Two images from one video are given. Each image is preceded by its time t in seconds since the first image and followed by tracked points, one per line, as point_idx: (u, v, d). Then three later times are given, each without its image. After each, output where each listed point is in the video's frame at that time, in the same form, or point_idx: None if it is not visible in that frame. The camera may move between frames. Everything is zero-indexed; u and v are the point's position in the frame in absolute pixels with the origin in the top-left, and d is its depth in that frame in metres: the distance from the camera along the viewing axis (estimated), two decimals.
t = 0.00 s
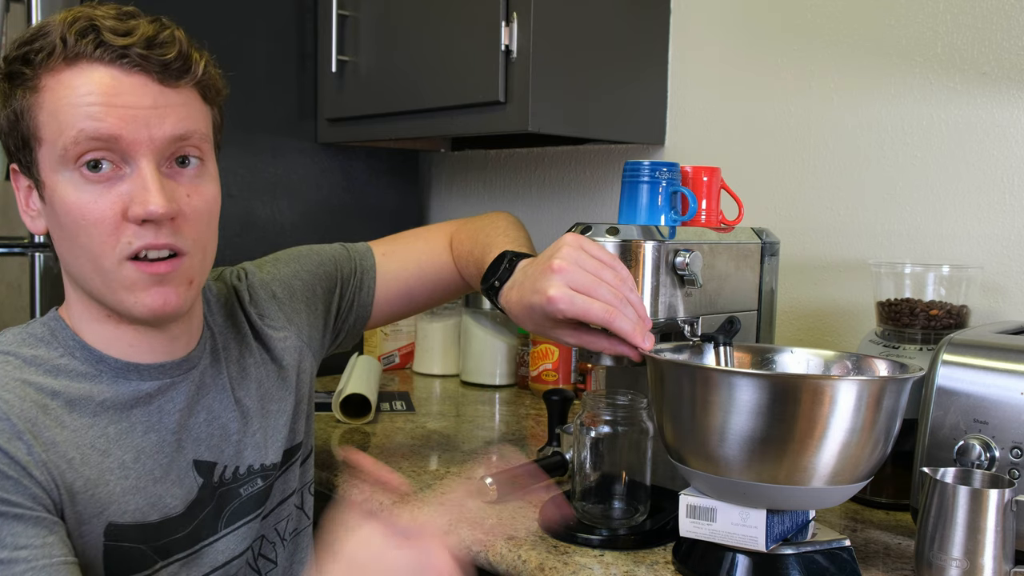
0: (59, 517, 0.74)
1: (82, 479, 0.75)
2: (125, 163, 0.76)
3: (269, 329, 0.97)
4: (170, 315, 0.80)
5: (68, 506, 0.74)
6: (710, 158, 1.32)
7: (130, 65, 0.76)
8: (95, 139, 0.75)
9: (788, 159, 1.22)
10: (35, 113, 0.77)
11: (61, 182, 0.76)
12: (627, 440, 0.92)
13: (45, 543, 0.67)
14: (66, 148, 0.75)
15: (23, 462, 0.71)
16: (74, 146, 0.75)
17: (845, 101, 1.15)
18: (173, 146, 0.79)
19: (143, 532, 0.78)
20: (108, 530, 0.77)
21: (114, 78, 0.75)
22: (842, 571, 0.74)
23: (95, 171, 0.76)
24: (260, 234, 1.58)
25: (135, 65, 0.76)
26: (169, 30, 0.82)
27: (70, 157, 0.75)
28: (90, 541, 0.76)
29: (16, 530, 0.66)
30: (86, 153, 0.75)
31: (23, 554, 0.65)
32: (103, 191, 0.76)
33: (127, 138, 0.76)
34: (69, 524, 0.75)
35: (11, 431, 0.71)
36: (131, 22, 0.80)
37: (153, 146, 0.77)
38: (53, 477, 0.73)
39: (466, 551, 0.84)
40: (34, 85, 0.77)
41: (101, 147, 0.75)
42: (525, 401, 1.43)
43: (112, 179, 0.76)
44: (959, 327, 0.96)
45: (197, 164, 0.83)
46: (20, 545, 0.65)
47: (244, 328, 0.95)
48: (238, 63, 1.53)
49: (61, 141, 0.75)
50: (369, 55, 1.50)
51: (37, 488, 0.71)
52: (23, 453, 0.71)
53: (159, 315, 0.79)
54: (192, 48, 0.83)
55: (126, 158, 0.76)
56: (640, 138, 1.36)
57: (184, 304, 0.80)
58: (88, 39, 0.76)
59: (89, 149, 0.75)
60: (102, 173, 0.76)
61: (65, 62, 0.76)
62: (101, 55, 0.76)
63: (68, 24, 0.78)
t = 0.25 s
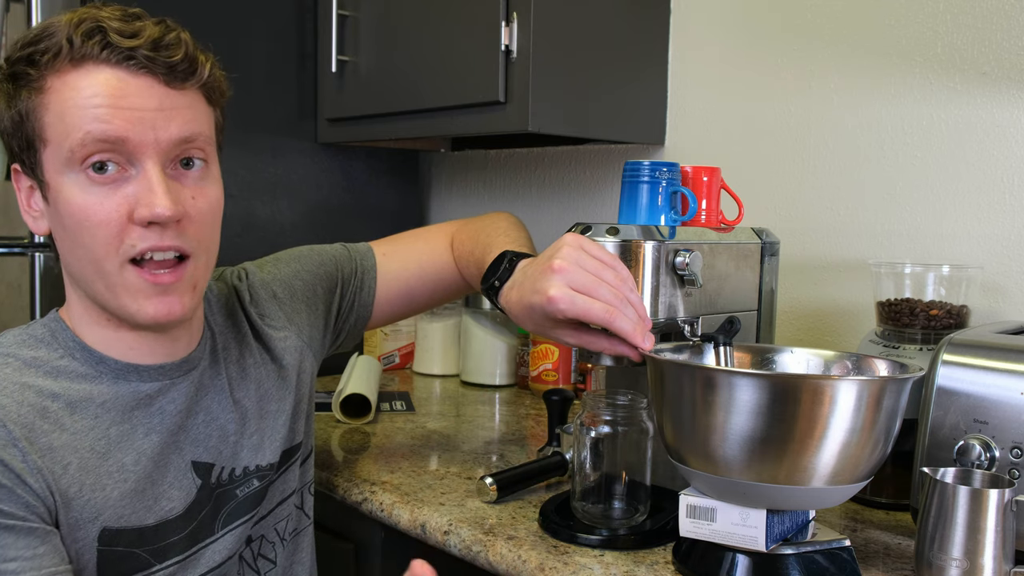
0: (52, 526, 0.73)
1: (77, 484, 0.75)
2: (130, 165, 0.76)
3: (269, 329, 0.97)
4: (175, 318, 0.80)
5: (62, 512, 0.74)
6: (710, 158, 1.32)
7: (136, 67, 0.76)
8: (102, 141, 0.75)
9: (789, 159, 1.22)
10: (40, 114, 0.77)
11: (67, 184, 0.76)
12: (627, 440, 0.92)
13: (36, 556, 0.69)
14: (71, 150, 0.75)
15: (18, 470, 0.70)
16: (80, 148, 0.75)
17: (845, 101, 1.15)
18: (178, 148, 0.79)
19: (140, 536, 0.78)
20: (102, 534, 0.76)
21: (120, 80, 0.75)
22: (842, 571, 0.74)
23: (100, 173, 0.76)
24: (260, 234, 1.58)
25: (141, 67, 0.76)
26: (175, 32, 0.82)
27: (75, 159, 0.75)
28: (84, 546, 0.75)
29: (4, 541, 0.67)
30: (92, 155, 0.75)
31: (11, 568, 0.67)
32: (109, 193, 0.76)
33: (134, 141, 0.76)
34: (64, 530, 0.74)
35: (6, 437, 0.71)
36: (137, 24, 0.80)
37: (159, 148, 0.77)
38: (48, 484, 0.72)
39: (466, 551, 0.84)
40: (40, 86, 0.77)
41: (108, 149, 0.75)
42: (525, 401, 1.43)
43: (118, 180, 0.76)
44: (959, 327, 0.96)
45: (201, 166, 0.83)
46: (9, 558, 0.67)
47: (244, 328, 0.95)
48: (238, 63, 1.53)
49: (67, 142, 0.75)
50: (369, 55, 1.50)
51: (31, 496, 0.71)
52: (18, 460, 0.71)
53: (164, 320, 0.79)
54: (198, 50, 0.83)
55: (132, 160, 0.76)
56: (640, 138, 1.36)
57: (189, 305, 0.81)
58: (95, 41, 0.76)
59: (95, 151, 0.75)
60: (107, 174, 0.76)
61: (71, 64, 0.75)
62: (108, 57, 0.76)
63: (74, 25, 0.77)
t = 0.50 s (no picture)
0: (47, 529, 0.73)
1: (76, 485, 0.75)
2: (134, 164, 0.76)
3: (272, 330, 0.97)
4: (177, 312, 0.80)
5: (58, 513, 0.74)
6: (710, 158, 1.32)
7: (140, 67, 0.76)
8: (105, 140, 0.75)
9: (789, 159, 1.22)
10: (43, 113, 0.77)
11: (70, 184, 0.76)
12: (627, 440, 0.92)
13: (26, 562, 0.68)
14: (74, 149, 0.75)
15: (12, 471, 0.71)
16: (83, 148, 0.75)
17: (845, 101, 1.15)
18: (182, 148, 0.79)
19: (139, 536, 0.78)
20: (98, 535, 0.76)
21: (124, 80, 0.76)
22: (842, 571, 0.74)
23: (102, 172, 0.76)
24: (260, 234, 1.58)
25: (145, 67, 0.77)
26: (179, 33, 0.83)
27: (78, 158, 0.75)
28: (82, 547, 0.75)
29: None
30: (94, 154, 0.75)
31: None
32: (111, 191, 0.76)
33: (137, 140, 0.76)
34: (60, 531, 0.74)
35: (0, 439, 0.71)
36: (141, 25, 0.80)
37: (162, 148, 0.77)
38: (43, 486, 0.73)
39: (466, 551, 0.84)
40: (43, 85, 0.77)
41: (111, 148, 0.75)
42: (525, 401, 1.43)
43: (120, 180, 0.76)
44: (959, 327, 0.96)
45: (204, 167, 0.83)
46: None
47: (247, 328, 0.95)
48: (238, 63, 1.53)
49: (70, 142, 0.75)
50: (369, 55, 1.50)
51: (25, 498, 0.71)
52: (14, 462, 0.71)
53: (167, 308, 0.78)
54: (201, 50, 0.84)
55: (135, 160, 0.76)
56: (640, 138, 1.36)
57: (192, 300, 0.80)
58: (99, 41, 0.76)
59: (98, 150, 0.75)
60: (110, 173, 0.76)
61: (75, 64, 0.76)
62: (112, 57, 0.76)
63: (78, 26, 0.78)
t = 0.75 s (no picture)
0: (74, 524, 0.73)
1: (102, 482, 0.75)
2: (164, 161, 0.76)
3: (286, 333, 0.99)
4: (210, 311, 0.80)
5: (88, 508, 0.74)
6: (710, 158, 1.32)
7: (167, 64, 0.77)
8: (136, 139, 0.75)
9: (789, 159, 1.22)
10: (70, 114, 0.77)
11: (101, 184, 0.76)
12: (627, 440, 0.92)
13: (55, 552, 0.64)
14: (105, 149, 0.75)
15: (41, 462, 0.70)
16: (117, 148, 0.75)
17: (845, 101, 1.15)
18: (211, 142, 0.80)
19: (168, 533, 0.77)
20: (130, 529, 0.76)
21: (151, 77, 0.76)
22: (842, 571, 0.74)
23: (134, 170, 0.76)
24: (260, 234, 1.58)
25: (171, 63, 0.77)
26: (203, 27, 0.82)
27: (109, 157, 0.75)
28: (115, 541, 0.75)
29: (22, 537, 0.63)
30: (125, 153, 0.75)
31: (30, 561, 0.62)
32: (142, 190, 0.76)
33: (168, 136, 0.76)
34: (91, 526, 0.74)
35: (33, 430, 0.71)
36: (165, 20, 0.80)
37: (192, 143, 0.77)
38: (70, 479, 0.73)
39: (466, 551, 0.84)
40: (70, 85, 0.77)
41: (142, 146, 0.75)
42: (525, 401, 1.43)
43: (152, 177, 0.76)
44: (959, 327, 0.96)
45: (233, 159, 0.83)
46: (25, 553, 0.62)
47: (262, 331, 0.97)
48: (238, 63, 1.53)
49: (101, 142, 0.75)
50: (369, 55, 1.50)
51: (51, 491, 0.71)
52: (43, 452, 0.71)
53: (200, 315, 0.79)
54: (227, 44, 0.84)
55: (166, 157, 0.76)
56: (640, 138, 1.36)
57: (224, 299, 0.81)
58: (124, 38, 0.76)
59: (129, 149, 0.75)
60: (141, 172, 0.76)
61: (101, 62, 0.76)
62: (138, 55, 0.76)
63: (101, 24, 0.77)
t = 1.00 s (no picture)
0: (70, 527, 0.73)
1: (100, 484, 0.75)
2: (166, 165, 0.76)
3: (288, 334, 0.99)
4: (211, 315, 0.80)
5: (86, 511, 0.74)
6: (710, 159, 1.32)
7: (170, 67, 0.76)
8: (138, 142, 0.75)
9: (789, 159, 1.22)
10: (73, 115, 0.77)
11: (102, 186, 0.76)
12: (627, 440, 0.92)
13: (49, 555, 0.65)
14: (107, 152, 0.75)
15: (38, 464, 0.70)
16: (117, 150, 0.75)
17: (845, 102, 1.15)
18: (214, 146, 0.79)
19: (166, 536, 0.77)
20: (128, 532, 0.75)
21: (154, 80, 0.76)
22: (842, 571, 0.74)
23: (136, 173, 0.76)
24: (260, 234, 1.58)
25: (175, 67, 0.77)
26: (208, 31, 0.83)
27: (111, 160, 0.75)
28: (112, 544, 0.75)
29: (18, 540, 0.63)
30: (128, 156, 0.75)
31: (23, 565, 0.62)
32: (144, 193, 0.76)
33: (170, 140, 0.75)
34: (89, 528, 0.74)
35: (29, 432, 0.71)
36: (170, 23, 0.80)
37: (195, 147, 0.77)
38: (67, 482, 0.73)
39: (466, 551, 0.84)
40: (73, 87, 0.77)
41: (144, 149, 0.75)
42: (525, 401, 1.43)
43: (154, 180, 0.76)
44: (959, 327, 0.96)
45: (235, 163, 0.83)
46: (19, 556, 0.63)
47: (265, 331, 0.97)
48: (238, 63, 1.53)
49: (103, 144, 0.75)
50: (369, 55, 1.50)
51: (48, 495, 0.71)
52: (40, 454, 0.71)
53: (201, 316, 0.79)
54: (231, 49, 0.84)
55: (168, 160, 0.76)
56: (640, 138, 1.36)
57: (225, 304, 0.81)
58: (128, 41, 0.76)
59: (131, 152, 0.75)
60: (142, 175, 0.76)
61: (105, 65, 0.76)
62: (141, 58, 0.76)
63: (106, 26, 0.78)
